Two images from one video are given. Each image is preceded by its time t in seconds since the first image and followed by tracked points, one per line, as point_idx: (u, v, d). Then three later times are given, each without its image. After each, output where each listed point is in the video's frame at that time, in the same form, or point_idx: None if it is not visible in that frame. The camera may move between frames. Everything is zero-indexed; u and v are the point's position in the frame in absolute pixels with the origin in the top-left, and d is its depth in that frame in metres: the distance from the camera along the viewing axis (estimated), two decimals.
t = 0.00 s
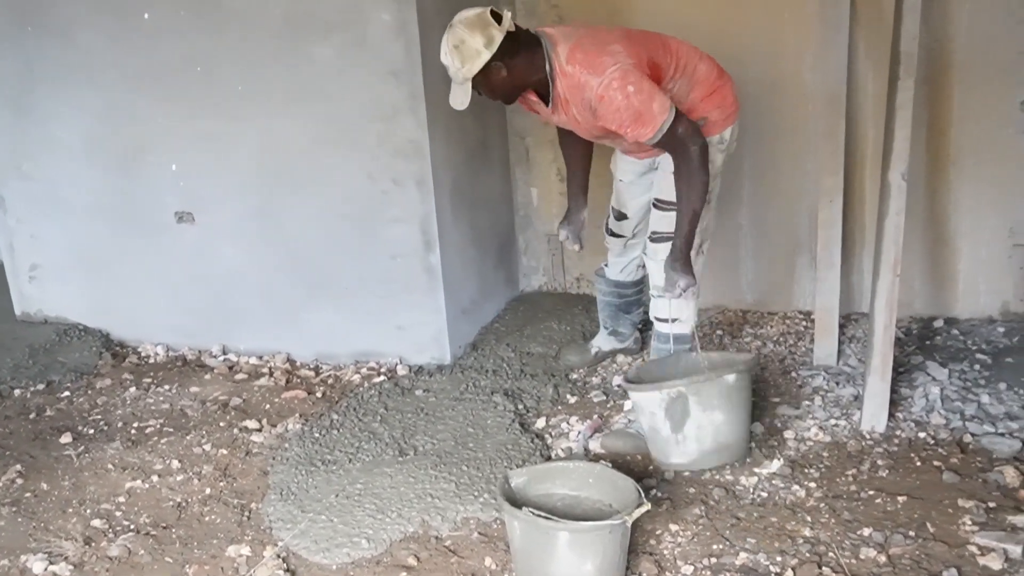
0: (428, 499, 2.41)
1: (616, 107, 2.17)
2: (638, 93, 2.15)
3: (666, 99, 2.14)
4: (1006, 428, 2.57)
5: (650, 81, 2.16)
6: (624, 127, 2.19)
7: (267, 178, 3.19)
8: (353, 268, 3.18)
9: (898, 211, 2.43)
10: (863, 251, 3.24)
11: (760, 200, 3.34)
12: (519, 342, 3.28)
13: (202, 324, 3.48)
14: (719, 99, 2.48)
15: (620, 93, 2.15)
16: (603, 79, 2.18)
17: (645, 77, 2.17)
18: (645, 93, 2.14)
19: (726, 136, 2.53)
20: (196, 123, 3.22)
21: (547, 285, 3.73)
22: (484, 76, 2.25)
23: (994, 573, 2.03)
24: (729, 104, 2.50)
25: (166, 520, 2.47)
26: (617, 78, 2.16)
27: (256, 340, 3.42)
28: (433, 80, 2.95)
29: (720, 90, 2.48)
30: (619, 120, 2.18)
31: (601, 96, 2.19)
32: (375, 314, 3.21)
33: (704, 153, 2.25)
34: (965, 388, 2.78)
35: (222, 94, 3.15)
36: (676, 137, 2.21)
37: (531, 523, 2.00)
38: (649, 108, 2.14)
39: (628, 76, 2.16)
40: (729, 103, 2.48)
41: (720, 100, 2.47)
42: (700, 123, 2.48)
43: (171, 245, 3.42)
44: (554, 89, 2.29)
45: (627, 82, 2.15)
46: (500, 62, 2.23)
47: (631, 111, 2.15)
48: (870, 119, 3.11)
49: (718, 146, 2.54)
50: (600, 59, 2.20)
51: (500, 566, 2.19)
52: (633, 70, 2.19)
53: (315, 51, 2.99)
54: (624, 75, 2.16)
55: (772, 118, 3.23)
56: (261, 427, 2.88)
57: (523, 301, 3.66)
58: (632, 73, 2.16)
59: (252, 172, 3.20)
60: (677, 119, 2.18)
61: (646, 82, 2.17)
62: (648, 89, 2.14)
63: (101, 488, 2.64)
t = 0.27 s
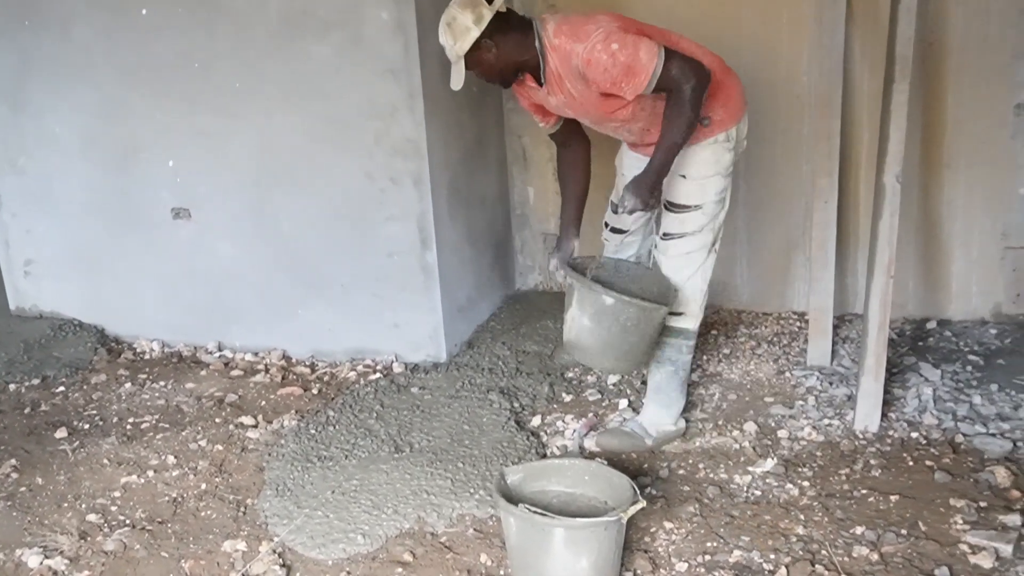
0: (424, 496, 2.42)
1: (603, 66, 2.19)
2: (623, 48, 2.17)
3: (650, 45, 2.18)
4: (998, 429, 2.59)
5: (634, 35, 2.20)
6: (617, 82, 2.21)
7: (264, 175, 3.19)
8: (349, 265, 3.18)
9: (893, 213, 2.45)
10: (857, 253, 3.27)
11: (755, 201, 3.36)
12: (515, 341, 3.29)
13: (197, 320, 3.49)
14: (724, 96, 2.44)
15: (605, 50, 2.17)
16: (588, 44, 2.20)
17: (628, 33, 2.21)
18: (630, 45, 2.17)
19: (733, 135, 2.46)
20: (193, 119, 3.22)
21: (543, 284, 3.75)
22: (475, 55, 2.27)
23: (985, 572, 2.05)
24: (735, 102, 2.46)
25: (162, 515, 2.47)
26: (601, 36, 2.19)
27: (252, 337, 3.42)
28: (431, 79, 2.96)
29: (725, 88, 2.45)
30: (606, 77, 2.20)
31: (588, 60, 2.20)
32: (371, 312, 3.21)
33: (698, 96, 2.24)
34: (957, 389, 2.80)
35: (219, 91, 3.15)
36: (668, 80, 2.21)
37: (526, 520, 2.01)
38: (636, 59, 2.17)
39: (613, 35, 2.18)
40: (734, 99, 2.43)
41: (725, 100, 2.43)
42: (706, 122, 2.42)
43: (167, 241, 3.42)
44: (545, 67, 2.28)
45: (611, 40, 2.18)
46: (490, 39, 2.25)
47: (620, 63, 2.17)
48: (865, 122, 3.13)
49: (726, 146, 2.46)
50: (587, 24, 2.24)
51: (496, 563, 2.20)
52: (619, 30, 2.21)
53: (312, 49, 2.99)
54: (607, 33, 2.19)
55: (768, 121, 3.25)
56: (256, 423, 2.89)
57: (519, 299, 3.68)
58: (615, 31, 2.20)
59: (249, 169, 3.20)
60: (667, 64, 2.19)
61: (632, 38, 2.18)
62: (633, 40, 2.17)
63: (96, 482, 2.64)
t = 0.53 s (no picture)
0: (424, 493, 2.43)
1: (576, 49, 2.29)
2: (596, 33, 2.27)
3: (625, 31, 2.25)
4: (994, 433, 2.61)
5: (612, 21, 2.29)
6: (590, 64, 2.30)
7: (266, 172, 3.20)
8: (351, 262, 3.19)
9: (892, 218, 2.47)
10: (856, 257, 3.28)
11: (755, 204, 3.37)
12: (515, 340, 3.30)
13: (198, 315, 3.49)
14: (722, 99, 2.47)
15: (577, 34, 2.28)
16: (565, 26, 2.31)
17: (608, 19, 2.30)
18: (603, 30, 2.26)
19: (726, 138, 2.49)
20: (195, 115, 3.23)
21: (543, 284, 3.76)
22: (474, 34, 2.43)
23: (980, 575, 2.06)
24: (734, 106, 2.48)
25: (162, 509, 2.48)
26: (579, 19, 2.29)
27: (252, 333, 3.43)
28: (434, 78, 2.97)
29: (725, 90, 2.48)
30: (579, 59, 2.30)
31: (564, 43, 2.31)
32: (371, 309, 3.22)
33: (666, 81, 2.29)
34: (954, 393, 2.82)
35: (221, 87, 3.16)
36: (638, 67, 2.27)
37: (526, 518, 2.02)
38: (608, 42, 2.25)
39: (589, 19, 2.28)
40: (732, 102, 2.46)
41: (723, 102, 2.46)
42: (699, 122, 2.47)
43: (168, 236, 3.42)
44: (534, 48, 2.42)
45: (586, 24, 2.28)
46: (489, 21, 2.41)
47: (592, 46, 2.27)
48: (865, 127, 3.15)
49: (719, 148, 2.49)
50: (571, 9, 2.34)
51: (495, 560, 2.22)
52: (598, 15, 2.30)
53: (315, 47, 3.00)
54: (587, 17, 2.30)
55: (772, 124, 3.27)
56: (257, 419, 2.90)
57: (520, 299, 3.69)
58: (594, 16, 2.29)
59: (250, 165, 3.21)
60: (640, 48, 2.25)
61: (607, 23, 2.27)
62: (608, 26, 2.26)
63: (96, 476, 2.65)
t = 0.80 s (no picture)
0: (431, 485, 2.44)
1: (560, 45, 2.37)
2: (579, 33, 2.33)
3: (601, 44, 2.30)
4: (999, 435, 2.62)
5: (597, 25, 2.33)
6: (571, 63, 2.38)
7: (276, 163, 3.21)
8: (359, 254, 3.20)
9: (900, 219, 2.48)
10: (863, 257, 3.29)
11: (762, 204, 3.39)
12: (522, 334, 3.32)
13: (206, 305, 3.51)
14: (716, 100, 2.49)
15: (563, 31, 2.34)
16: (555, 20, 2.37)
17: (594, 22, 2.33)
18: (584, 35, 2.31)
19: (717, 136, 2.50)
20: (206, 105, 3.24)
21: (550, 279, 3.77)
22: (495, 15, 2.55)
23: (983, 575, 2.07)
24: (729, 107, 2.50)
25: (170, 497, 2.49)
26: (566, 17, 2.34)
27: (260, 323, 3.44)
28: (445, 72, 2.98)
29: (721, 91, 2.50)
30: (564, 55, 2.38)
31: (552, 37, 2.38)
32: (379, 301, 3.24)
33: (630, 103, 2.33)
34: (959, 395, 2.83)
35: (233, 78, 3.17)
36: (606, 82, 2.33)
37: (533, 511, 2.03)
38: (587, 46, 2.31)
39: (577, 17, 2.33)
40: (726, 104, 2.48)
41: (715, 102, 2.49)
42: (690, 120, 2.51)
43: (177, 225, 3.44)
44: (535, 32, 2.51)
45: (573, 22, 2.33)
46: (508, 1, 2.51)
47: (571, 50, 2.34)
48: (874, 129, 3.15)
49: (706, 144, 2.50)
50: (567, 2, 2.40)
51: (501, 553, 2.23)
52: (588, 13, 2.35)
53: (328, 39, 3.01)
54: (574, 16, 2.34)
55: (783, 125, 3.27)
56: (265, 409, 2.91)
57: (527, 294, 3.70)
58: (584, 14, 2.34)
59: (261, 157, 3.22)
60: (619, 54, 2.29)
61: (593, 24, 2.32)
62: (590, 32, 2.31)
63: (105, 462, 2.66)
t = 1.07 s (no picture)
0: (442, 478, 2.46)
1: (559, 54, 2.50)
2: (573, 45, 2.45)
3: (588, 64, 2.42)
4: (1010, 438, 2.62)
5: (591, 40, 2.43)
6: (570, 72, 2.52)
7: (291, 157, 3.23)
8: (373, 249, 3.22)
9: (913, 220, 2.48)
10: (875, 259, 3.30)
11: (775, 204, 3.39)
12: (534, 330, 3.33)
13: (219, 297, 3.53)
14: (717, 100, 2.56)
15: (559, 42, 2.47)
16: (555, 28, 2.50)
17: (589, 36, 2.43)
18: (577, 51, 2.42)
19: (718, 133, 2.55)
20: (222, 98, 3.26)
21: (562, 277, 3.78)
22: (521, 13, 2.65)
23: None
24: (731, 105, 2.55)
25: (183, 486, 2.51)
26: (565, 28, 2.45)
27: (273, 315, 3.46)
28: (461, 68, 2.99)
29: (723, 90, 2.56)
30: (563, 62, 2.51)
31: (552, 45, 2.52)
32: (392, 296, 3.25)
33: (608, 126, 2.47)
34: (970, 397, 2.83)
35: (249, 72, 3.19)
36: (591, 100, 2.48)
37: (544, 505, 2.04)
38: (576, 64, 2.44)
39: (573, 27, 2.45)
40: (725, 104, 2.54)
41: (716, 102, 2.56)
42: (693, 118, 2.60)
43: (192, 217, 3.46)
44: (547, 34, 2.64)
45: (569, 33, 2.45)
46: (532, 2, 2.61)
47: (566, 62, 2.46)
48: (889, 130, 3.16)
49: (707, 141, 2.56)
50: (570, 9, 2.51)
51: (511, 547, 2.24)
52: (585, 23, 2.46)
53: (344, 34, 3.02)
54: (572, 29, 2.44)
55: (797, 126, 3.28)
56: (277, 401, 2.93)
57: (538, 291, 3.72)
58: (580, 24, 2.45)
59: (276, 150, 3.24)
60: (604, 73, 2.42)
61: (586, 37, 2.43)
62: (582, 48, 2.42)
63: (119, 452, 2.68)
